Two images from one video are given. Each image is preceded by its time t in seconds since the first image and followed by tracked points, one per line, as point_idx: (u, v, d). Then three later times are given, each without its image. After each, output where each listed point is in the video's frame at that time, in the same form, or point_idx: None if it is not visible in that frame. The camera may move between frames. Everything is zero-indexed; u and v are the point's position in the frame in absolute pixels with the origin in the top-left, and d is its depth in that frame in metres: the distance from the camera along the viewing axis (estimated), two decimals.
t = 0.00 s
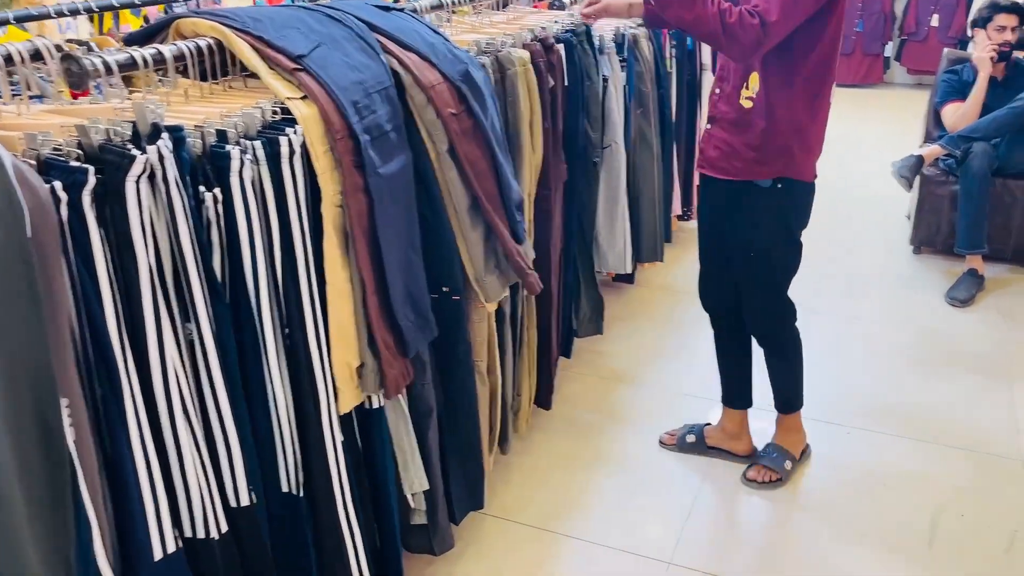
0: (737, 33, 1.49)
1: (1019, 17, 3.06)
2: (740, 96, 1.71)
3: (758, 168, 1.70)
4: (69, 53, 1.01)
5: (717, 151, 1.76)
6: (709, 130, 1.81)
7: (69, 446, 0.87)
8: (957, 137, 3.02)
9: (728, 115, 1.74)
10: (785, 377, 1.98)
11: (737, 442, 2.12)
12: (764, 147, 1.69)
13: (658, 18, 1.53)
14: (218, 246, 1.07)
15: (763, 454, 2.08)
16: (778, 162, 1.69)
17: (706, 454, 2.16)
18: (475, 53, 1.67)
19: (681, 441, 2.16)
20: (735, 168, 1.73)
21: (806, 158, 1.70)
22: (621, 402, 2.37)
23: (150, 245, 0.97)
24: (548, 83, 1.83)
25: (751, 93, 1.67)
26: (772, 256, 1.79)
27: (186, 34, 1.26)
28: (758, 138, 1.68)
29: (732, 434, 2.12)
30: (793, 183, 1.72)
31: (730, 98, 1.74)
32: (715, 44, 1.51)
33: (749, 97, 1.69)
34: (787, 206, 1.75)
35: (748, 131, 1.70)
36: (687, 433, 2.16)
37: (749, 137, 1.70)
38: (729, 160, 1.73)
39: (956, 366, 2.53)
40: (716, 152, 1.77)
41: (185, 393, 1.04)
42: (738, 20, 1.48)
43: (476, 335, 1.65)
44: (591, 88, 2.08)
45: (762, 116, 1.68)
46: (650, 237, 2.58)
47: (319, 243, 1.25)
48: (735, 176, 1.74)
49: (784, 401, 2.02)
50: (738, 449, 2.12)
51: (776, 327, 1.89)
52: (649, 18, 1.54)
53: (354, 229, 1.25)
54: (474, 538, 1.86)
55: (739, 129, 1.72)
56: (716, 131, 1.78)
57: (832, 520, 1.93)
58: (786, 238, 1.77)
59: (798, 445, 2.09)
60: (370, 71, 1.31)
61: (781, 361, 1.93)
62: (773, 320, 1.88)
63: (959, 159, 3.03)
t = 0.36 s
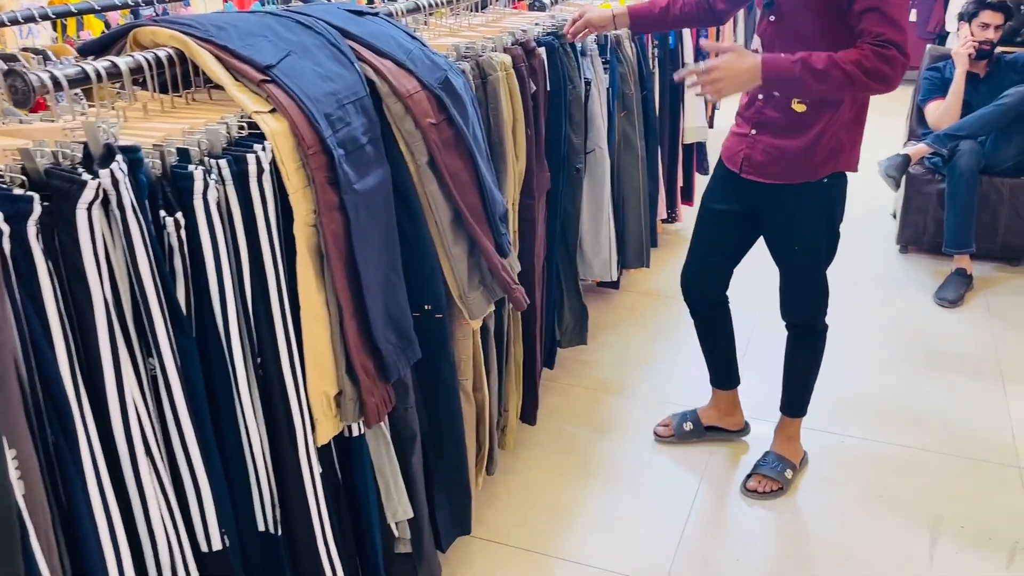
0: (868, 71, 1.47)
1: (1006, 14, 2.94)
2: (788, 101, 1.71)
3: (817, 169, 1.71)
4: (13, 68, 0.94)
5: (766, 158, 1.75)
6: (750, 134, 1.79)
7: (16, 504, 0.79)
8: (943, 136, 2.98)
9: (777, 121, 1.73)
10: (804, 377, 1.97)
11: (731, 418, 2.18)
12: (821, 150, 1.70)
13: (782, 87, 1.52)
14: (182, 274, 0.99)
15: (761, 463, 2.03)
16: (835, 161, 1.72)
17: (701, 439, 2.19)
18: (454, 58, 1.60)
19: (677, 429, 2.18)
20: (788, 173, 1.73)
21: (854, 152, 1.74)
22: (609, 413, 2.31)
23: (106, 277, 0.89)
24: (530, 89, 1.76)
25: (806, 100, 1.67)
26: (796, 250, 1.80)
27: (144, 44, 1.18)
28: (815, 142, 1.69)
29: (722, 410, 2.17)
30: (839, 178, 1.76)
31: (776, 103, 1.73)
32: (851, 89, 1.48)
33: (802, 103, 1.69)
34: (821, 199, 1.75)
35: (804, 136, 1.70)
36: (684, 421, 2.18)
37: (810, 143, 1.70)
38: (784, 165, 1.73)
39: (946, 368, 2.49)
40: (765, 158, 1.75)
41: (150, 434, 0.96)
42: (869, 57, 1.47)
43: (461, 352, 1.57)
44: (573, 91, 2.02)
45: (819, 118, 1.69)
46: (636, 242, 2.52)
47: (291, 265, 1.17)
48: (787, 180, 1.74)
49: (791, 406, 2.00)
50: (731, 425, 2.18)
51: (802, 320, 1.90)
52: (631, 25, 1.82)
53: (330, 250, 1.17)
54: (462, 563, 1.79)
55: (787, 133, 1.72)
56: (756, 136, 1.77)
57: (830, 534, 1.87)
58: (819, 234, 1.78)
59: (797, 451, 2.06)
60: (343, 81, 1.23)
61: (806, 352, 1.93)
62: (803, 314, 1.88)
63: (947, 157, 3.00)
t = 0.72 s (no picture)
0: (881, 70, 1.46)
1: (997, 11, 2.92)
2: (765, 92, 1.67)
3: (795, 159, 1.71)
4: None
5: (743, 149, 1.75)
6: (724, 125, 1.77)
7: None
8: (933, 133, 2.97)
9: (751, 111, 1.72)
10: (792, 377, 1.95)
11: (731, 400, 2.24)
12: (802, 136, 1.70)
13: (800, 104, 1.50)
14: (151, 296, 0.94)
15: (756, 473, 1.99)
16: (812, 150, 1.72)
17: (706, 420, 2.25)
18: (438, 61, 1.55)
19: (684, 411, 2.24)
20: (772, 164, 1.73)
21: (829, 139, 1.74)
22: (600, 421, 2.26)
23: (67, 303, 0.83)
24: (516, 92, 1.71)
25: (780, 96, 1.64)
26: (780, 246, 1.81)
27: (110, 50, 1.12)
28: (793, 133, 1.68)
29: (723, 391, 2.24)
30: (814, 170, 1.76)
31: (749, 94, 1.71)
32: (864, 92, 1.47)
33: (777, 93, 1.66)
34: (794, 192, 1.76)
35: (782, 126, 1.69)
36: (689, 403, 2.24)
37: (788, 133, 1.69)
38: (762, 156, 1.73)
39: (940, 368, 2.45)
40: (742, 149, 1.76)
41: (120, 467, 0.91)
42: (880, 58, 1.45)
43: (448, 365, 1.52)
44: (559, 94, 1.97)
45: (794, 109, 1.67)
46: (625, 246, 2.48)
47: (269, 282, 1.12)
48: (768, 171, 1.74)
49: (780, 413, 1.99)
50: (732, 405, 2.24)
51: (786, 318, 1.89)
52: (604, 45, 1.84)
53: (311, 266, 1.12)
54: None
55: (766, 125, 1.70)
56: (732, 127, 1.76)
57: (829, 544, 1.83)
58: (798, 227, 1.78)
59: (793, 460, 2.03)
60: (322, 88, 1.18)
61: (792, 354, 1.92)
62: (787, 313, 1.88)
63: (936, 155, 2.97)
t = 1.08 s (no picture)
0: (815, 57, 1.56)
1: (990, 8, 2.85)
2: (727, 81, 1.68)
3: (762, 148, 1.70)
4: None
5: (713, 139, 1.72)
6: (694, 117, 1.76)
7: None
8: (925, 132, 2.93)
9: (718, 99, 1.71)
10: (771, 379, 1.90)
11: (722, 407, 2.18)
12: (766, 126, 1.69)
13: (734, 73, 1.58)
14: (93, 321, 0.86)
15: (743, 483, 1.93)
16: (774, 142, 1.72)
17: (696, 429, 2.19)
18: (413, 62, 1.47)
19: (672, 420, 2.17)
20: (734, 149, 1.71)
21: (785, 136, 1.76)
22: (587, 430, 2.20)
23: None
24: (495, 93, 1.64)
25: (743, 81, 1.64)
26: (759, 239, 1.77)
27: (54, 53, 1.04)
28: (757, 120, 1.68)
29: (712, 398, 2.17)
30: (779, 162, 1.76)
31: (716, 82, 1.69)
32: (797, 73, 1.56)
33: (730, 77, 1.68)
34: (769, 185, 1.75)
35: (745, 112, 1.68)
36: (677, 411, 2.18)
37: (751, 119, 1.68)
38: (732, 145, 1.71)
39: (933, 372, 2.40)
40: (712, 139, 1.73)
41: (60, 508, 0.83)
42: (817, 45, 1.55)
43: (424, 380, 1.45)
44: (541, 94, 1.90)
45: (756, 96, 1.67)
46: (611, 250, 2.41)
47: (226, 301, 1.04)
48: (733, 158, 1.71)
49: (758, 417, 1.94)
50: (722, 413, 2.18)
51: (755, 317, 1.85)
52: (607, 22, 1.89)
53: (273, 284, 1.05)
54: None
55: (730, 113, 1.70)
56: (699, 116, 1.74)
57: (823, 558, 1.78)
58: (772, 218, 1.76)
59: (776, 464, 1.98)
60: (284, 91, 1.10)
61: (765, 354, 1.88)
62: (757, 309, 1.83)
63: (928, 153, 2.92)
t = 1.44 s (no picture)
0: (793, 63, 1.47)
1: (981, 10, 2.77)
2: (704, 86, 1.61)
3: (737, 157, 1.63)
4: None
5: (687, 146, 1.65)
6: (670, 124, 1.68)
7: None
8: (914, 137, 2.86)
9: (694, 105, 1.63)
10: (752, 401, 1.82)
11: (703, 427, 2.09)
12: (744, 134, 1.61)
13: (709, 74, 1.50)
14: None
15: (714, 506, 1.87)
16: (753, 149, 1.64)
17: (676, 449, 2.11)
18: (368, 75, 1.38)
19: (651, 441, 2.09)
20: (712, 157, 1.63)
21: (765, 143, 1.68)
22: (563, 451, 2.11)
23: None
24: (459, 104, 1.54)
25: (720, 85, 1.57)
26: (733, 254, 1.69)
27: None
28: (735, 127, 1.60)
29: (693, 418, 2.09)
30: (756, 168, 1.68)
31: (692, 86, 1.62)
32: (773, 78, 1.48)
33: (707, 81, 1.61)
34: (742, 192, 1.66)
35: (722, 119, 1.61)
36: (656, 432, 2.10)
37: (727, 126, 1.61)
38: (708, 153, 1.63)
39: (922, 387, 2.32)
40: (686, 146, 1.65)
41: None
42: (795, 51, 1.46)
43: (381, 413, 1.36)
44: (510, 103, 1.81)
45: (732, 103, 1.60)
46: (591, 263, 2.32)
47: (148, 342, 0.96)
48: (711, 166, 1.63)
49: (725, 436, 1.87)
50: (704, 433, 2.10)
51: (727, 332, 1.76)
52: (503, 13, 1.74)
53: (198, 323, 0.96)
54: None
55: (707, 120, 1.62)
56: (674, 123, 1.67)
57: None
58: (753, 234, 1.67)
59: (747, 482, 1.91)
60: (214, 112, 1.01)
61: (736, 374, 1.80)
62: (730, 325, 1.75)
63: (917, 160, 2.84)
